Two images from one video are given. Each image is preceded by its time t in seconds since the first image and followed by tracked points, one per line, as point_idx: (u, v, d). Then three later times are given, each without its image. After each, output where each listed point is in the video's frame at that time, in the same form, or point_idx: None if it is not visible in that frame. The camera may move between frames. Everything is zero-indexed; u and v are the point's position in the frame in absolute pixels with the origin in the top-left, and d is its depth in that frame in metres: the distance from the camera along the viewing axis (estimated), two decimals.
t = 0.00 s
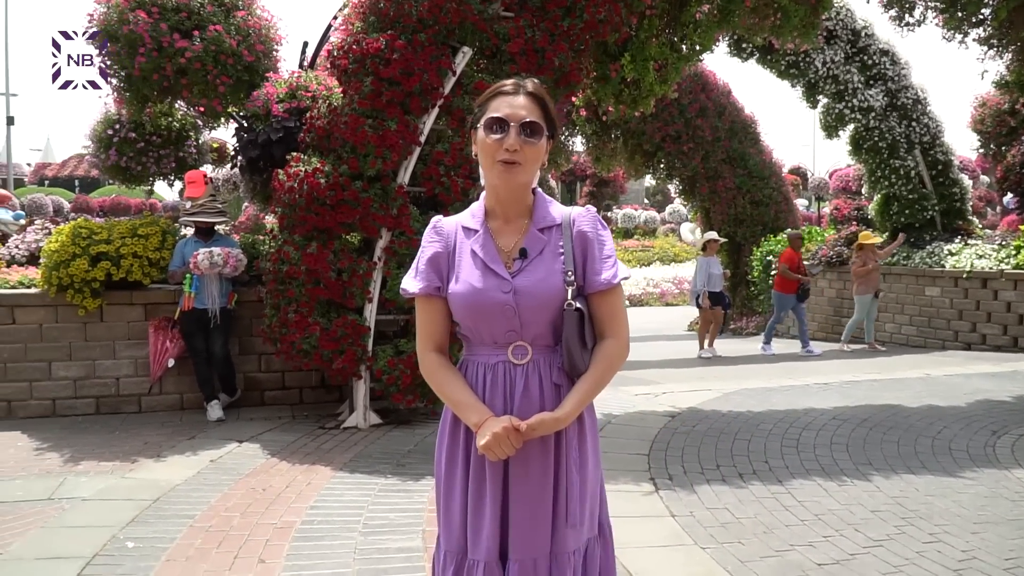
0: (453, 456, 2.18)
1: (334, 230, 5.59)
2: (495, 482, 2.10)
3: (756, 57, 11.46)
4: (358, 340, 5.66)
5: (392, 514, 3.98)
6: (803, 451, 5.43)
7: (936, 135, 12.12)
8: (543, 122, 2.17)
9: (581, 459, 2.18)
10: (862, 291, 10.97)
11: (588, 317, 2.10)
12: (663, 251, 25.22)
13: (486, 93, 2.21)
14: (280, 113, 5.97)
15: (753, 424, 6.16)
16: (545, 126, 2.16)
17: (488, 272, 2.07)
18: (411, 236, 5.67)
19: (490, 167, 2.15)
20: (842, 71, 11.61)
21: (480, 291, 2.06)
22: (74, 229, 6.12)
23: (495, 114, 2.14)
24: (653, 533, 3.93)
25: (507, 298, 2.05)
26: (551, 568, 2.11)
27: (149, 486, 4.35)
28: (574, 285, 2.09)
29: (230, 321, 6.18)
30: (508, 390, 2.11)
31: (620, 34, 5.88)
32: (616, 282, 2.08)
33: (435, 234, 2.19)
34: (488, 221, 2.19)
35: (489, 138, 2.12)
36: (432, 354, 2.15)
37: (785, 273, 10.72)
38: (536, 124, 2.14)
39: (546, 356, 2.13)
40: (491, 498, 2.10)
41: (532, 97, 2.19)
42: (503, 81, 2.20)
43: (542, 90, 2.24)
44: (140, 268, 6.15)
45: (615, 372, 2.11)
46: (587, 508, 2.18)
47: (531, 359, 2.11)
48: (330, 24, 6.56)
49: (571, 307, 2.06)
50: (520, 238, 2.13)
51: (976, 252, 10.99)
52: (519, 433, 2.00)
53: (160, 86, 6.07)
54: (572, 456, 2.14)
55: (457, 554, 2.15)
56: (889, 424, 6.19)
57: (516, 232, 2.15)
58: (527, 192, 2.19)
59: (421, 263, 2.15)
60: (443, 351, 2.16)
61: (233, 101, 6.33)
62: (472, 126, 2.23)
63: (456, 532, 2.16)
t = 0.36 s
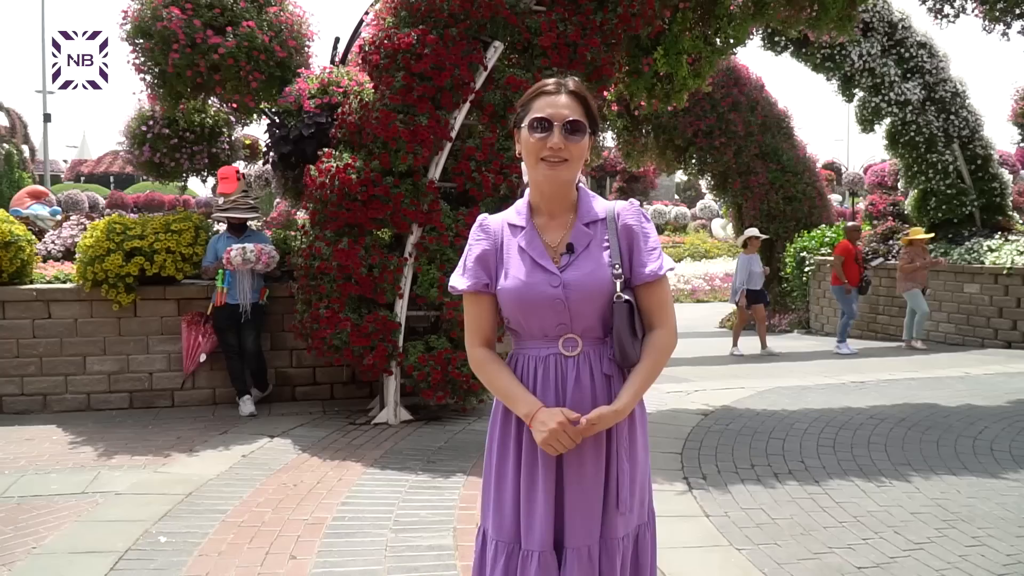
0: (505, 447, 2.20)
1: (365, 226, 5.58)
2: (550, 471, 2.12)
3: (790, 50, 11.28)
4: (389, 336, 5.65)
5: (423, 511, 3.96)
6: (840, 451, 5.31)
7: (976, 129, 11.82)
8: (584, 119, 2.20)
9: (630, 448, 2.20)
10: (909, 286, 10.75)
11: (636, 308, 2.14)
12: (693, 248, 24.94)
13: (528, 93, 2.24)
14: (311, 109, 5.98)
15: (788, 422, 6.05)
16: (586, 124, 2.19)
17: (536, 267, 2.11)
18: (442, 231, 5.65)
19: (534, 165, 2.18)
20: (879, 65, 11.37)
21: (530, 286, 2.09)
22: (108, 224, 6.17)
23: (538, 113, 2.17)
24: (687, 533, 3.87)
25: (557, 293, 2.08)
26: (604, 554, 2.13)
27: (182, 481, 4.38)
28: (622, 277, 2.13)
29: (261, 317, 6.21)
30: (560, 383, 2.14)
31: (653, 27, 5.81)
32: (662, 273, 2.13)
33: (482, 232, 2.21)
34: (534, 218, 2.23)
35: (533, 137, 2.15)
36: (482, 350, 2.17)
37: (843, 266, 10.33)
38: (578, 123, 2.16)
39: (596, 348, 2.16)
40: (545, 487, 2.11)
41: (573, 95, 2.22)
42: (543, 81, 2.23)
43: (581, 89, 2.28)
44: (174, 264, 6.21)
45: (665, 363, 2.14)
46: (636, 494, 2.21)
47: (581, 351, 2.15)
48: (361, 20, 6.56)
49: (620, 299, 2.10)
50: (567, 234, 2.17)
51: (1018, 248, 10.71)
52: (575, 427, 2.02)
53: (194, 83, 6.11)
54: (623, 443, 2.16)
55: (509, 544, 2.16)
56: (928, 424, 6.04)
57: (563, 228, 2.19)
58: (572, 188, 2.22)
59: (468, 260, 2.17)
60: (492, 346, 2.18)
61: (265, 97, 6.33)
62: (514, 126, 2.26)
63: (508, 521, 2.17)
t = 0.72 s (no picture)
0: (544, 444, 2.18)
1: (390, 225, 5.57)
2: (590, 465, 2.10)
3: (818, 47, 10.97)
4: (413, 335, 5.63)
5: (447, 511, 3.93)
6: (870, 452, 5.21)
7: (1006, 125, 11.59)
8: (612, 122, 2.16)
9: (669, 438, 2.18)
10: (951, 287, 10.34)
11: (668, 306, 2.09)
12: (718, 247, 24.71)
13: (556, 99, 2.20)
14: (336, 108, 5.98)
15: (817, 423, 5.94)
16: (613, 126, 2.14)
17: (569, 269, 2.08)
18: (466, 230, 5.62)
19: (563, 169, 2.15)
20: (908, 62, 11.04)
21: (564, 287, 2.07)
22: (134, 224, 6.22)
23: (565, 118, 2.14)
24: (714, 535, 3.80)
25: (590, 293, 2.05)
26: (650, 544, 2.11)
27: (206, 480, 4.39)
28: (654, 276, 2.09)
29: (287, 316, 6.23)
30: (597, 380, 2.11)
31: (680, 24, 5.73)
32: (693, 271, 2.07)
33: (514, 236, 2.18)
34: (565, 220, 2.19)
35: (562, 142, 2.11)
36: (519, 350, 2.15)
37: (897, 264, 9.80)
38: (606, 126, 2.12)
39: (630, 345, 2.13)
40: (585, 480, 2.10)
41: (600, 98, 2.17)
42: (571, 85, 2.18)
43: (610, 92, 2.23)
44: (199, 263, 6.24)
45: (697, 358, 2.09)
46: (678, 484, 2.18)
47: (616, 348, 2.11)
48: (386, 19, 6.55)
49: (652, 297, 2.06)
50: (598, 234, 2.13)
51: None
52: (612, 421, 1.99)
53: (220, 83, 6.14)
54: (660, 433, 2.14)
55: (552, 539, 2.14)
56: (960, 425, 5.91)
57: (594, 228, 2.15)
58: (601, 189, 2.18)
59: (503, 265, 2.14)
60: (530, 345, 2.16)
61: (290, 96, 6.35)
62: (543, 131, 2.22)
63: (549, 515, 2.15)
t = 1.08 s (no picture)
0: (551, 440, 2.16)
1: (396, 225, 5.55)
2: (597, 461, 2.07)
3: (827, 48, 10.72)
4: (420, 336, 5.61)
5: (453, 513, 3.90)
6: (880, 454, 5.16)
7: (1017, 125, 11.49)
8: (617, 116, 2.17)
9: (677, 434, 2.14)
10: (978, 286, 9.96)
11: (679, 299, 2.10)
12: (727, 247, 24.62)
13: (562, 97, 2.22)
14: (343, 108, 5.97)
15: (826, 425, 5.90)
16: (619, 120, 2.15)
17: (577, 264, 2.09)
18: (472, 230, 5.60)
19: (570, 163, 2.15)
20: (917, 61, 10.96)
21: (573, 282, 2.08)
22: (140, 224, 6.22)
23: (571, 113, 2.15)
24: (722, 538, 3.76)
25: (599, 287, 2.06)
26: (661, 540, 2.08)
27: (212, 481, 4.38)
28: (664, 270, 2.10)
29: (293, 316, 6.21)
30: (605, 375, 2.09)
31: (688, 23, 5.70)
32: (703, 266, 2.09)
33: (521, 234, 2.18)
34: (572, 216, 2.19)
35: (569, 136, 2.12)
36: (514, 345, 2.16)
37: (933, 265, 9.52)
38: (612, 120, 2.14)
39: (638, 340, 2.12)
40: (592, 475, 2.07)
41: (605, 94, 2.19)
42: (577, 83, 2.20)
43: (615, 89, 2.24)
44: (205, 264, 6.24)
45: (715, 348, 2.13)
46: (689, 480, 2.14)
47: (624, 343, 2.11)
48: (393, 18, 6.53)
49: (663, 292, 2.07)
50: (605, 229, 2.14)
51: None
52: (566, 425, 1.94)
53: (227, 82, 6.13)
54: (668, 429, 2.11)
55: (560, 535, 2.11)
56: (971, 427, 5.85)
57: (602, 223, 2.15)
58: (609, 185, 2.18)
59: (510, 262, 2.16)
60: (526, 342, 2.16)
61: (297, 96, 6.34)
62: (549, 128, 2.23)
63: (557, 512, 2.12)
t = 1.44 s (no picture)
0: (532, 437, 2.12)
1: (397, 226, 5.52)
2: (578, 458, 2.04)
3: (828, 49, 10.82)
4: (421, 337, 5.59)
5: (455, 516, 3.88)
6: (884, 456, 5.14)
7: (1018, 126, 11.46)
8: (600, 111, 2.16)
9: (661, 434, 2.11)
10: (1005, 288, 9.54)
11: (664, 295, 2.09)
12: (727, 249, 24.56)
13: (543, 93, 2.21)
14: (344, 108, 5.95)
15: (829, 427, 5.87)
16: (601, 115, 2.14)
17: (562, 263, 2.07)
18: (473, 231, 5.57)
19: (552, 158, 2.13)
20: (918, 62, 10.93)
21: (556, 279, 2.06)
22: (140, 225, 6.20)
23: (553, 107, 2.14)
24: (726, 541, 3.73)
25: (583, 285, 2.04)
26: (643, 539, 2.04)
27: (212, 483, 4.36)
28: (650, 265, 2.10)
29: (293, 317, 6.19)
30: (589, 373, 2.07)
31: (690, 23, 5.68)
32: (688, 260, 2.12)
33: (502, 232, 2.16)
34: (554, 215, 2.18)
35: (551, 130, 2.11)
36: (486, 338, 2.23)
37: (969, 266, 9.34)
38: (594, 114, 2.13)
39: (623, 339, 2.10)
40: (573, 472, 2.04)
41: (587, 89, 2.18)
42: (559, 78, 2.20)
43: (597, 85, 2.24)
44: (206, 264, 6.22)
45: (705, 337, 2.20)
46: (673, 479, 2.11)
47: (609, 343, 2.08)
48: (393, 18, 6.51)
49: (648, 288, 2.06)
50: (588, 226, 2.13)
51: None
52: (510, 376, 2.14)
53: (227, 83, 6.11)
54: (653, 428, 2.08)
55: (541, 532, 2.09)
56: (974, 429, 5.83)
57: (586, 220, 2.15)
58: (590, 181, 2.18)
59: (490, 261, 2.14)
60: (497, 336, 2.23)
61: (298, 96, 6.32)
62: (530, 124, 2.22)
63: (537, 508, 2.09)
